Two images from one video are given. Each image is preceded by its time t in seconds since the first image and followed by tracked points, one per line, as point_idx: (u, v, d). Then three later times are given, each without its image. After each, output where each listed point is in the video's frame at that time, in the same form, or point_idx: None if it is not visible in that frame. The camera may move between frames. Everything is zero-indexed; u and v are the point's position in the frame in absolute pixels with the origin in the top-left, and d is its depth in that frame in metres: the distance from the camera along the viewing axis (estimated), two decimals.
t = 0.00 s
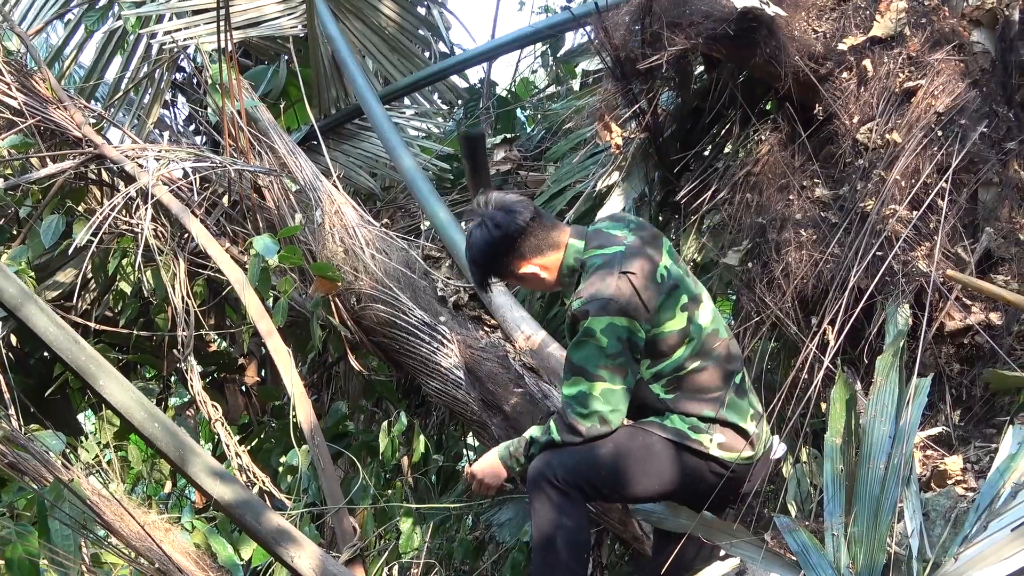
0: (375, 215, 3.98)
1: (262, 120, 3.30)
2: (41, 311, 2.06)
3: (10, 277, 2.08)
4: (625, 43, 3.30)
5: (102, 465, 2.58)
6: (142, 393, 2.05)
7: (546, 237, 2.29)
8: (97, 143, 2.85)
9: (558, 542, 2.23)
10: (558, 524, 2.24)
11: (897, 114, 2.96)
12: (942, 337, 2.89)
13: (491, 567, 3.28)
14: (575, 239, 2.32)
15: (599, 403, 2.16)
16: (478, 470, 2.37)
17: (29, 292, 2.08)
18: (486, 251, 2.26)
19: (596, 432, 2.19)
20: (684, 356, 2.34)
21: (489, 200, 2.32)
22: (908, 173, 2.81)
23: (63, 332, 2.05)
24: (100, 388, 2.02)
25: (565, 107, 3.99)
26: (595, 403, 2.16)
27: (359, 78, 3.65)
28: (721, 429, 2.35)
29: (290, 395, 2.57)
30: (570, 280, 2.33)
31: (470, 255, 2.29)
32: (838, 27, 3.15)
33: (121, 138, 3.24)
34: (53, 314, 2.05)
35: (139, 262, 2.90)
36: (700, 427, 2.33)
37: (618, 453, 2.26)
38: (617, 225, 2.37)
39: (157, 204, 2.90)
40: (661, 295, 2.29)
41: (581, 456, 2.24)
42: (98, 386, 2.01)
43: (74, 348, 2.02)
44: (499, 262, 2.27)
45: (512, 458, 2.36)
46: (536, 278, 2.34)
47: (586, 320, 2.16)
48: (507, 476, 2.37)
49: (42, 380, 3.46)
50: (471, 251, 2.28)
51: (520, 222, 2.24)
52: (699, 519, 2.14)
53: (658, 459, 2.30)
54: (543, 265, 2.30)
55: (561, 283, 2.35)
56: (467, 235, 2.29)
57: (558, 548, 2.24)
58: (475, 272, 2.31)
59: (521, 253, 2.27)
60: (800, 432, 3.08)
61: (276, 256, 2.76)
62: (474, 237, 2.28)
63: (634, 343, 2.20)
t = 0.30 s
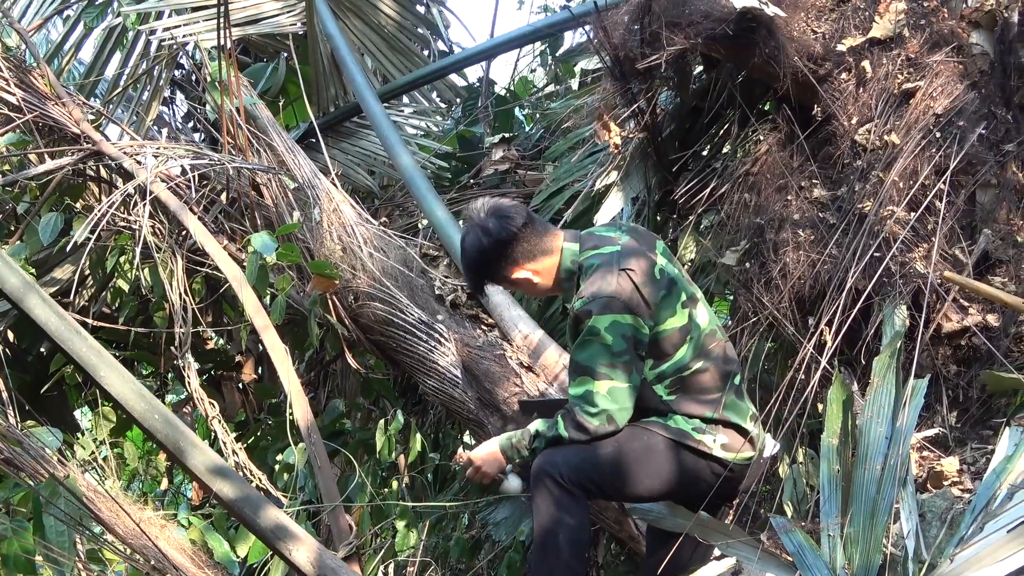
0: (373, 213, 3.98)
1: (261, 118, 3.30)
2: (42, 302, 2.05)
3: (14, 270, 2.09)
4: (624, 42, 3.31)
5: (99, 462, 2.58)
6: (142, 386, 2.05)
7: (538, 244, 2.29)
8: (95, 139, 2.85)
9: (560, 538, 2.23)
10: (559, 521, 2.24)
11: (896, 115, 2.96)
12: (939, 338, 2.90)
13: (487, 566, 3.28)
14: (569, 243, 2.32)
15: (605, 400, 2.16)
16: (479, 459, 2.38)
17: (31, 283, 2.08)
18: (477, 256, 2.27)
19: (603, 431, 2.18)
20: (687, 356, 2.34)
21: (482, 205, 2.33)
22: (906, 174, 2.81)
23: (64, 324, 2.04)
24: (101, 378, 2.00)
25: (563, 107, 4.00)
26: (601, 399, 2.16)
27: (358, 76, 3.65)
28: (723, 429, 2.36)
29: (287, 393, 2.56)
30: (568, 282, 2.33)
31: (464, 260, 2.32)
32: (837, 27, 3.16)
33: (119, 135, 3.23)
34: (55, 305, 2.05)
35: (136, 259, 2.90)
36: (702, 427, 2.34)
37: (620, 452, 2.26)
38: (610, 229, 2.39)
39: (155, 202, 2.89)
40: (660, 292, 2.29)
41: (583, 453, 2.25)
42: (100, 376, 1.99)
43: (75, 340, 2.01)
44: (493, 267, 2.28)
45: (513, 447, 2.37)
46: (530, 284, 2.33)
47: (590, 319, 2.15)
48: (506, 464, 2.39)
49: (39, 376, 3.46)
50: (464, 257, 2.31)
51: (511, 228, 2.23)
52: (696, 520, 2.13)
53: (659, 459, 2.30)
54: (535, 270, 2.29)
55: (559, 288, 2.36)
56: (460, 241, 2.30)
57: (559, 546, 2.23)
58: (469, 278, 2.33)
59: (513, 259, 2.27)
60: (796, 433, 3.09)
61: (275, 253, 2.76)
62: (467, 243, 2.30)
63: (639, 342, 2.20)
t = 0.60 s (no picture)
0: (371, 212, 4.00)
1: (257, 116, 3.28)
2: (33, 304, 2.05)
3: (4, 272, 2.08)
4: (621, 41, 3.32)
5: (95, 461, 2.58)
6: (135, 388, 2.05)
7: (547, 228, 2.30)
8: (91, 138, 2.85)
9: (552, 540, 2.24)
10: (552, 522, 2.24)
11: (893, 114, 2.97)
12: (936, 337, 2.89)
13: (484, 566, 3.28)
14: (578, 231, 2.34)
15: (595, 400, 2.16)
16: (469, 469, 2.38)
17: (23, 286, 2.08)
18: (486, 236, 2.28)
19: (592, 430, 2.18)
20: (682, 356, 2.33)
21: (494, 186, 2.35)
22: (903, 174, 2.82)
23: (56, 326, 2.05)
24: (94, 381, 2.01)
25: (562, 105, 4.03)
26: (591, 398, 2.16)
27: (355, 74, 3.64)
28: (715, 429, 2.36)
29: (284, 391, 2.56)
30: (569, 272, 2.33)
31: (471, 240, 2.31)
32: (835, 27, 3.16)
33: (116, 133, 3.23)
34: (46, 307, 2.05)
35: (133, 257, 2.90)
36: (695, 427, 2.34)
37: (611, 451, 2.26)
38: (621, 220, 2.38)
39: (151, 200, 2.92)
40: (662, 292, 2.30)
41: (575, 455, 2.25)
42: (92, 380, 2.01)
43: (68, 342, 2.02)
44: (499, 248, 2.28)
45: (505, 456, 2.37)
46: (536, 268, 2.34)
47: (588, 317, 2.16)
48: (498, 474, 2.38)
49: (35, 375, 3.46)
50: (472, 237, 2.30)
51: (521, 209, 2.26)
52: (692, 519, 2.18)
53: (652, 458, 2.30)
54: (543, 254, 2.31)
55: (561, 277, 2.36)
56: (469, 220, 2.31)
57: (552, 547, 2.24)
58: (475, 258, 2.33)
59: (522, 240, 2.28)
60: (792, 432, 3.09)
61: (271, 252, 2.76)
62: (475, 223, 2.30)
63: (635, 344, 2.20)
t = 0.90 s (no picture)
0: (367, 211, 3.98)
1: (254, 116, 3.29)
2: (31, 302, 2.04)
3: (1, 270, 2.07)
4: (618, 40, 3.33)
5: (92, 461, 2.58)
6: (132, 385, 2.04)
7: (536, 234, 2.30)
8: (88, 137, 2.85)
9: (547, 538, 2.24)
10: (548, 520, 2.25)
11: (890, 113, 2.96)
12: (933, 336, 2.88)
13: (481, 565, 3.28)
14: (565, 236, 2.33)
15: (587, 397, 2.17)
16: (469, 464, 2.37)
17: (20, 284, 2.07)
18: (475, 246, 2.26)
19: (586, 427, 2.19)
20: (676, 352, 2.34)
21: (479, 196, 2.32)
22: (900, 172, 2.82)
23: (53, 324, 2.03)
24: (91, 379, 2.00)
25: (558, 104, 4.00)
26: (585, 396, 2.17)
27: (352, 73, 3.65)
28: (710, 428, 2.35)
29: (280, 390, 2.56)
30: (560, 276, 2.33)
31: (461, 251, 2.30)
32: (832, 25, 3.15)
33: (113, 132, 3.23)
34: (44, 305, 2.04)
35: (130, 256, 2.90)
36: (689, 426, 2.33)
37: (607, 450, 2.26)
38: (606, 224, 2.39)
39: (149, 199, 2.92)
40: (651, 290, 2.30)
41: (572, 450, 2.25)
42: (89, 377, 2.00)
43: (66, 340, 2.01)
44: (489, 258, 2.27)
45: (501, 451, 2.38)
46: (527, 276, 2.33)
47: (576, 314, 2.16)
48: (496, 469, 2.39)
49: (32, 374, 3.46)
50: (461, 248, 2.29)
51: (509, 218, 2.24)
52: (689, 518, 2.14)
53: (647, 458, 2.30)
54: (533, 262, 2.30)
55: (552, 282, 2.36)
56: (457, 231, 2.30)
57: (548, 545, 2.25)
58: (464, 269, 2.32)
59: (511, 249, 2.27)
60: (790, 430, 3.09)
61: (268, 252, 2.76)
62: (463, 234, 2.29)
63: (625, 339, 2.20)
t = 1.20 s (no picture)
0: (365, 207, 3.97)
1: (252, 112, 3.29)
2: (31, 294, 2.02)
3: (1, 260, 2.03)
4: (618, 39, 3.32)
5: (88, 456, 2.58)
6: (131, 378, 2.04)
7: (529, 237, 2.29)
8: (86, 132, 2.85)
9: (548, 533, 2.23)
10: (548, 517, 2.24)
11: (889, 114, 2.96)
12: (930, 338, 2.89)
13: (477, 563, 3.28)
14: (557, 238, 2.32)
15: (593, 399, 2.16)
16: (466, 454, 2.33)
17: (21, 275, 2.04)
18: (469, 249, 2.26)
19: (592, 428, 2.18)
20: (673, 353, 2.34)
21: (472, 198, 2.32)
22: (899, 174, 2.82)
23: (53, 317, 2.03)
24: (90, 372, 1.99)
25: (557, 103, 4.00)
26: (592, 395, 2.15)
27: (351, 70, 3.64)
28: (712, 425, 2.35)
29: (278, 387, 2.55)
30: (553, 278, 2.33)
31: (454, 253, 2.30)
32: (831, 26, 3.16)
33: (110, 127, 3.22)
34: (45, 297, 2.03)
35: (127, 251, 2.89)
36: (691, 422, 2.33)
37: (609, 447, 2.27)
38: (599, 224, 2.38)
39: (146, 194, 2.92)
40: (647, 289, 2.30)
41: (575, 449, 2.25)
42: (88, 371, 1.98)
43: (65, 332, 2.01)
44: (482, 261, 2.28)
45: (501, 443, 2.34)
46: (519, 279, 2.33)
47: (576, 315, 2.15)
48: (495, 458, 2.35)
49: (28, 369, 3.45)
50: (456, 249, 2.29)
51: (504, 221, 2.25)
52: (685, 518, 2.12)
53: (649, 456, 2.30)
54: (526, 264, 2.29)
55: (546, 284, 2.36)
56: (451, 234, 2.30)
57: (549, 541, 2.23)
58: (458, 272, 2.32)
59: (504, 252, 2.27)
60: (786, 430, 3.09)
61: (266, 248, 2.75)
62: (458, 236, 2.29)
63: (626, 339, 2.20)
